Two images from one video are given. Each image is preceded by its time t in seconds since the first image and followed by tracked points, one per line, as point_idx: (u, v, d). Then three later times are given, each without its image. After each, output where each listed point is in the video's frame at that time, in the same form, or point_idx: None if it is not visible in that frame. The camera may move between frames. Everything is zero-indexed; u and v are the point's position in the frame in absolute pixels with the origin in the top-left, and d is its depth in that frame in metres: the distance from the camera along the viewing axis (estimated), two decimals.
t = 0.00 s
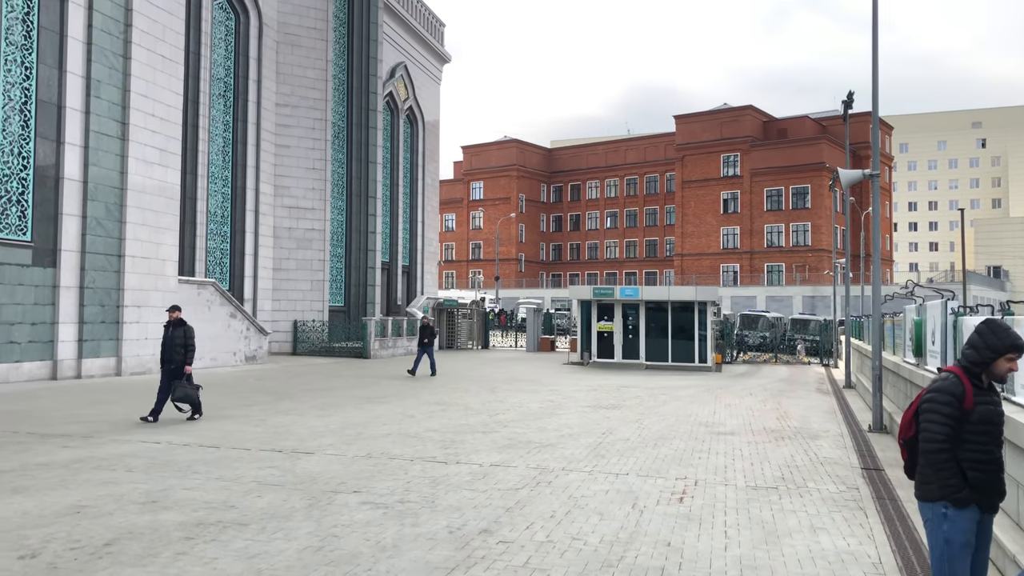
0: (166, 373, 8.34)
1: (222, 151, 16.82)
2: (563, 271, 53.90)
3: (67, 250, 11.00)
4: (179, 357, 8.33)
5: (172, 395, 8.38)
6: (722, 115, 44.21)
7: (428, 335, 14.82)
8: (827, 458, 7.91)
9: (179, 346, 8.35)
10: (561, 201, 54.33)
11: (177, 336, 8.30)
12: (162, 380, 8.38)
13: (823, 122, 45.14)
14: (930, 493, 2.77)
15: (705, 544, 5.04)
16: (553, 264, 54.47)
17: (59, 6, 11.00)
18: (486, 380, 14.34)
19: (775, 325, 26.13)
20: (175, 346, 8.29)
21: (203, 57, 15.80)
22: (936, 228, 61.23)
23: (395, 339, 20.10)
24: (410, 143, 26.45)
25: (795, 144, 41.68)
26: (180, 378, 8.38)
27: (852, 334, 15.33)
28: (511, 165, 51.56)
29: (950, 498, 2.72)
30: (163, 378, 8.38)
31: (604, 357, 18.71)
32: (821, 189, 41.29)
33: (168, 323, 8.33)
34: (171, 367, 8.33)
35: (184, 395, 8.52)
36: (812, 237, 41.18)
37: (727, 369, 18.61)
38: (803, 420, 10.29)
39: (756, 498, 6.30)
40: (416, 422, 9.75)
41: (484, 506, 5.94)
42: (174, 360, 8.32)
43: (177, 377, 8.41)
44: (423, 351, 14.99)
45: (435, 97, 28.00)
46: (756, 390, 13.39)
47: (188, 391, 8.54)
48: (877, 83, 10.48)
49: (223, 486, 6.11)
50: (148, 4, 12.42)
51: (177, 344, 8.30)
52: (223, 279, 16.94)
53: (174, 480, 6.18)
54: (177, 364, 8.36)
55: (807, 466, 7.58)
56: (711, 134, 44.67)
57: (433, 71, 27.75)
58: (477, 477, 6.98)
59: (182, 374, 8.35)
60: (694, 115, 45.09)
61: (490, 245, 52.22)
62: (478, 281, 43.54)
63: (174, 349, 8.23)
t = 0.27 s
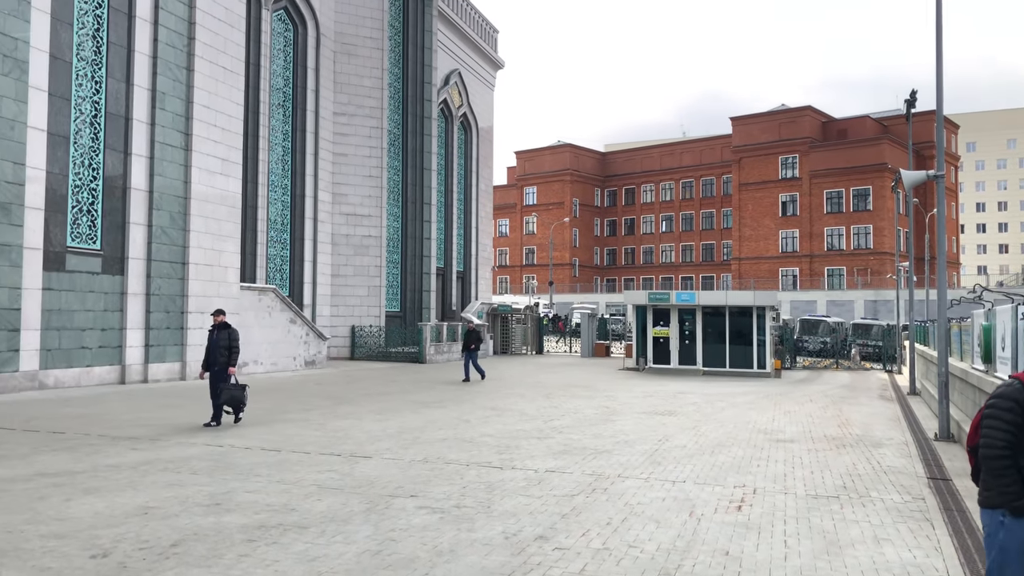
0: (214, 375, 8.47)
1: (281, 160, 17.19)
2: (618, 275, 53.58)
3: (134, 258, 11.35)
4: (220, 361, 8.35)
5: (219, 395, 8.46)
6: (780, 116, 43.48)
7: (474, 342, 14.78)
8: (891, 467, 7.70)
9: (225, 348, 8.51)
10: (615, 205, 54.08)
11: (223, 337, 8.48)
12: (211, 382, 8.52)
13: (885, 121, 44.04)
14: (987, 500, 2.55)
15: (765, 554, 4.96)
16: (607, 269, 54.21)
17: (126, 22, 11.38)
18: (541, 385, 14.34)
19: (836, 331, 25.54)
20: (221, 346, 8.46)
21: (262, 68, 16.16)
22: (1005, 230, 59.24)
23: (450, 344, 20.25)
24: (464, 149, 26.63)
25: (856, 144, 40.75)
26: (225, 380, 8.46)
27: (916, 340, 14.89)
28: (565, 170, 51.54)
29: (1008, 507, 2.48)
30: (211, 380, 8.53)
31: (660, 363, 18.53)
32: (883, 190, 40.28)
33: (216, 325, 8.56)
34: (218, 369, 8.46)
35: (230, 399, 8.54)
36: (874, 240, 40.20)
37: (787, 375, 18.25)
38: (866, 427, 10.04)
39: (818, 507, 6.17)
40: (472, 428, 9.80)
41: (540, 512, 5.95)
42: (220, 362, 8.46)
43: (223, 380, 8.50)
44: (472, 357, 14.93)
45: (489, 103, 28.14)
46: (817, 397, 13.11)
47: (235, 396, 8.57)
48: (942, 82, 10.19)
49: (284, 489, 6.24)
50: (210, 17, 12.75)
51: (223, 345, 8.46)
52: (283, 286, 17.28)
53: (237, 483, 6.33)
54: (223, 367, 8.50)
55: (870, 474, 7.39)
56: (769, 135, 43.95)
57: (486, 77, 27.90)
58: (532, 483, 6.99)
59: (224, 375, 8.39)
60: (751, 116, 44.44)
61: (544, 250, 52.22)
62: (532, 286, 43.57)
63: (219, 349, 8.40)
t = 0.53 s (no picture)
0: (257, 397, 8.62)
1: (336, 183, 17.50)
2: (671, 294, 53.06)
3: (194, 280, 11.64)
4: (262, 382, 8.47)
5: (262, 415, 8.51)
6: (835, 131, 42.77)
7: (517, 360, 14.81)
8: (958, 492, 7.44)
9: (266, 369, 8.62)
10: (667, 223, 53.70)
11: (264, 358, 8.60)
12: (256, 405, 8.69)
13: (945, 135, 42.98)
14: None
15: None
16: (659, 287, 53.76)
17: (188, 50, 11.75)
18: (594, 406, 14.25)
19: (897, 350, 24.86)
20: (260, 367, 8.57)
21: (318, 93, 16.52)
22: None
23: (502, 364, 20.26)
24: (515, 169, 26.78)
25: (915, 159, 39.84)
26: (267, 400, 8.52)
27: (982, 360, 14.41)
28: (616, 188, 51.43)
29: None
30: (256, 402, 8.73)
31: (715, 383, 18.25)
32: (944, 206, 39.25)
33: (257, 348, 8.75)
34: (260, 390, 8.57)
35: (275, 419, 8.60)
36: (935, 256, 39.14)
37: (846, 396, 17.81)
38: (930, 450, 9.73)
39: (881, 533, 5.99)
40: (524, 449, 9.77)
41: (594, 535, 5.89)
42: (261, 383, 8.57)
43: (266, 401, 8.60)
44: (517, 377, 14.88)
45: (539, 123, 28.28)
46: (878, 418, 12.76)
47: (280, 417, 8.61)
48: (1004, 94, 9.92)
49: (339, 509, 6.30)
50: (267, 44, 13.09)
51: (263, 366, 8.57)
52: (338, 306, 17.54)
53: (293, 502, 6.41)
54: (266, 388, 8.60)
55: (936, 500, 7.15)
56: (824, 151, 43.24)
57: (537, 98, 28.07)
58: (585, 505, 6.93)
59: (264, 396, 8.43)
60: (806, 132, 43.81)
61: (595, 268, 52.05)
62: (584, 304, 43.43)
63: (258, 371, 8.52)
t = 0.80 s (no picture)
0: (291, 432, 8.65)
1: (386, 217, 17.75)
2: (722, 325, 52.32)
3: (248, 313, 11.86)
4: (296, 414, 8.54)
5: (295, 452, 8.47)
6: (889, 159, 42.04)
7: (560, 394, 14.69)
8: None
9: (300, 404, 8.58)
10: (718, 253, 53.18)
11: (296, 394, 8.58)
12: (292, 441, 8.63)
13: (1004, 161, 41.93)
14: None
15: None
16: (710, 319, 53.09)
17: (244, 90, 12.10)
18: (645, 440, 14.05)
19: (958, 383, 24.07)
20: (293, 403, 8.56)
21: (368, 129, 16.84)
22: None
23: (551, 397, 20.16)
24: (563, 201, 26.85)
25: (973, 186, 38.91)
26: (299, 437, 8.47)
27: None
28: (665, 219, 51.19)
29: None
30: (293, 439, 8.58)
31: (770, 417, 17.88)
32: (1005, 233, 38.19)
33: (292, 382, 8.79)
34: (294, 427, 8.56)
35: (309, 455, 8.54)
36: (997, 286, 37.95)
37: (906, 430, 17.27)
38: (996, 487, 9.35)
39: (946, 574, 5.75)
40: (574, 483, 9.67)
41: (645, 573, 5.77)
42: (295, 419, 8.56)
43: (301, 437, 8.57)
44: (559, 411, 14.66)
45: (586, 155, 28.38)
46: (942, 454, 12.32)
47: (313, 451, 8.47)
48: None
49: (388, 543, 6.29)
50: (319, 83, 13.41)
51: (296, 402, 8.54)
52: (388, 339, 17.69)
53: (343, 535, 6.42)
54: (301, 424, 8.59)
55: (1004, 539, 6.86)
56: (878, 179, 42.48)
57: (583, 131, 28.23)
58: (637, 541, 6.81)
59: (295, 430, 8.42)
60: (858, 160, 43.15)
61: (644, 300, 51.66)
62: (633, 337, 43.08)
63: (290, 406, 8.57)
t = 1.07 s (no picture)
0: (320, 471, 8.57)
1: (430, 255, 17.91)
2: (771, 362, 51.40)
3: (295, 352, 11.99)
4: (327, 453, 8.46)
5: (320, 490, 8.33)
6: (939, 192, 41.25)
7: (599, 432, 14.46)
8: None
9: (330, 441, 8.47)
10: (765, 289, 52.48)
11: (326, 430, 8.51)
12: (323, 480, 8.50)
13: None
14: None
15: None
16: (758, 356, 52.24)
17: (292, 133, 12.38)
18: (693, 480, 13.77)
19: (1020, 421, 23.22)
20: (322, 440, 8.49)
21: (412, 169, 17.08)
22: None
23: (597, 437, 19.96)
24: (606, 238, 26.81)
25: None
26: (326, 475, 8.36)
27: None
28: (710, 255, 50.80)
29: None
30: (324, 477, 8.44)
31: (822, 457, 17.43)
32: None
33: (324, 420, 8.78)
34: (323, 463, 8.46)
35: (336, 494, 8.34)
36: None
37: (966, 471, 16.67)
38: None
39: None
40: (620, 524, 9.51)
41: None
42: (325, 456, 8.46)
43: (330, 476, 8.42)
44: (594, 450, 14.27)
45: (629, 192, 28.38)
46: (1005, 495, 11.85)
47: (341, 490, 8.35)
48: None
49: None
50: (365, 125, 13.66)
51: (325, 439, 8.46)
52: (432, 377, 17.72)
53: None
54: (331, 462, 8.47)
55: None
56: (928, 212, 41.68)
57: (626, 167, 28.26)
58: None
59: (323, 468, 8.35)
60: (907, 194, 42.42)
61: (690, 337, 51.10)
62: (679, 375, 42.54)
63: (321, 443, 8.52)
